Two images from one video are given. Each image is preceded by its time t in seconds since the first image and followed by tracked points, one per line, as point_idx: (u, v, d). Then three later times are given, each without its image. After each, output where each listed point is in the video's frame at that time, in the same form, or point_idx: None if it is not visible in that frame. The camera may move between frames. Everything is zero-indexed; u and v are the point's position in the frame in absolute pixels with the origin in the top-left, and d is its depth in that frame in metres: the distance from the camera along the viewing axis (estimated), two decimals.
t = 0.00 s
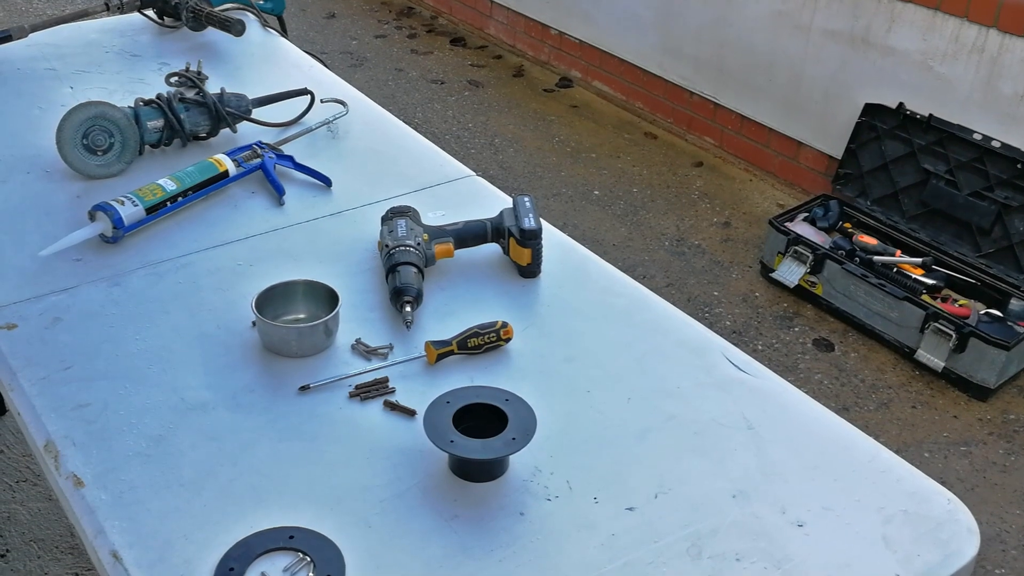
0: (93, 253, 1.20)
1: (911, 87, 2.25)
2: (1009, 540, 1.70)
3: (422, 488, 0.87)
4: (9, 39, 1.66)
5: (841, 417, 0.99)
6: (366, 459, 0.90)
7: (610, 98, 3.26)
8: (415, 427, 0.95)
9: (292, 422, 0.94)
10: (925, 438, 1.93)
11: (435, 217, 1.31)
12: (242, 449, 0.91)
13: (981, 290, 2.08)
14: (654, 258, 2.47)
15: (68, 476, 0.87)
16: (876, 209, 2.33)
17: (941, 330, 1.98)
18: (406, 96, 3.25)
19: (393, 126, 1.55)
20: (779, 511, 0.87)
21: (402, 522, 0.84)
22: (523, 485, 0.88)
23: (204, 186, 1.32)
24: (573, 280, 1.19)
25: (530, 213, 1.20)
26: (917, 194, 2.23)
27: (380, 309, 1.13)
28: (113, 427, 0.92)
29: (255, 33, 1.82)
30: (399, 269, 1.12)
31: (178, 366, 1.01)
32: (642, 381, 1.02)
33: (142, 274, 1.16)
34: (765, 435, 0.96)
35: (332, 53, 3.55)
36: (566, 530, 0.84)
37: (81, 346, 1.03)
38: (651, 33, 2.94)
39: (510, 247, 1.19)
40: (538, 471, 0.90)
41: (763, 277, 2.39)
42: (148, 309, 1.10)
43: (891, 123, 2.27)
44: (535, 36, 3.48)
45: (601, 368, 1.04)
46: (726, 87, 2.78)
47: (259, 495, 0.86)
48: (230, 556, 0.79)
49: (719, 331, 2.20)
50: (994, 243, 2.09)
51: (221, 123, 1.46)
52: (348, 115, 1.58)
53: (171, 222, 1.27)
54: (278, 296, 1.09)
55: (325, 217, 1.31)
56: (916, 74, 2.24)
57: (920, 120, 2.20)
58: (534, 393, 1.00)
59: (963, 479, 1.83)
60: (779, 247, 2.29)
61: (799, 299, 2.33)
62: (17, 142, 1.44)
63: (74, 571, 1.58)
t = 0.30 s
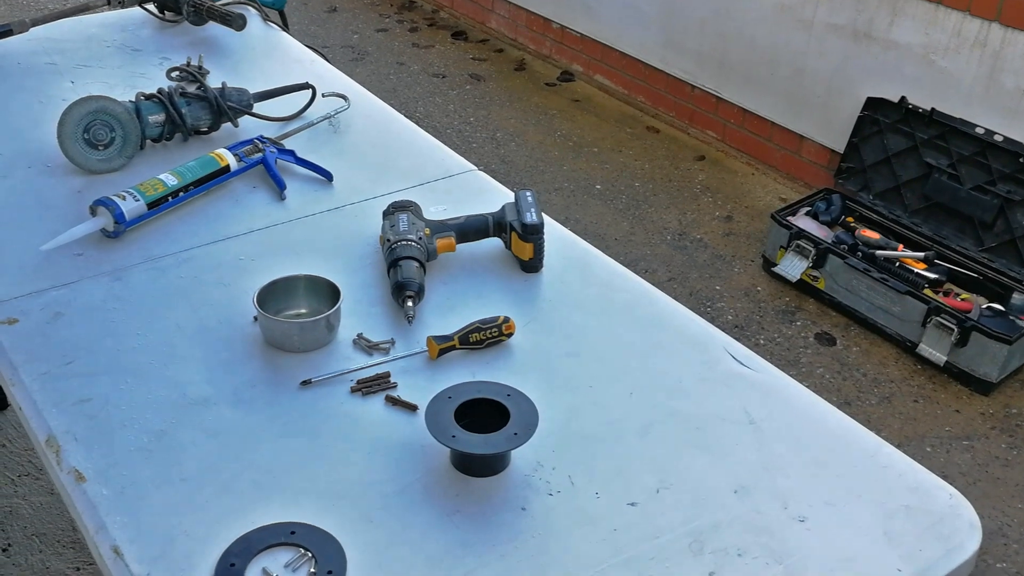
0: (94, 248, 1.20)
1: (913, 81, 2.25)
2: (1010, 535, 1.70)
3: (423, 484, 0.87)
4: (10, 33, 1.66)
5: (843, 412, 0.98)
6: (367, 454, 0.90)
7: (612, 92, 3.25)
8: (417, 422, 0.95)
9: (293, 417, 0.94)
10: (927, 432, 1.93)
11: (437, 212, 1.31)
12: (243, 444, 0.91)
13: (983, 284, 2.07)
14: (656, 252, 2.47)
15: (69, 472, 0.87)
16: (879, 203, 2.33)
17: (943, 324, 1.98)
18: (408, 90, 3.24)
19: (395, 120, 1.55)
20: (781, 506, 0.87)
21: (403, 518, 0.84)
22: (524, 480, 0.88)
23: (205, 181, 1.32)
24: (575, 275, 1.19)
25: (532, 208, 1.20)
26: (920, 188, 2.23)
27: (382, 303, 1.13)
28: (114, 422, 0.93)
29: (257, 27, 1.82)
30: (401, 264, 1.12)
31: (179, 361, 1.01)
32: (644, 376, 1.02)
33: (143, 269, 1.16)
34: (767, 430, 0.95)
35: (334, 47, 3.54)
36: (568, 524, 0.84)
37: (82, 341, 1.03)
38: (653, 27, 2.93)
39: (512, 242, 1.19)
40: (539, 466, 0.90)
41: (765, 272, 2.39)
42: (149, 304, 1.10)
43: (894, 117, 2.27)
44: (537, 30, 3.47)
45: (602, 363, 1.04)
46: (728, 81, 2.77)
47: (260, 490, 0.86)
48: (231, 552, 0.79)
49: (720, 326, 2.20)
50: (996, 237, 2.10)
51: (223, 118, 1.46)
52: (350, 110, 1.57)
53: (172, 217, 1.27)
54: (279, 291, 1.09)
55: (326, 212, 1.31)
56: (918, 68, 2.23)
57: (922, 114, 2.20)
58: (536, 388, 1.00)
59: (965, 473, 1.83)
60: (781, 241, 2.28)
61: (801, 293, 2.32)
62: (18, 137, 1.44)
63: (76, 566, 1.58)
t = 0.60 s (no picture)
0: (93, 245, 1.20)
1: (912, 78, 2.25)
2: (1008, 531, 1.70)
3: (421, 481, 0.87)
4: (8, 29, 1.66)
5: (842, 409, 0.98)
6: (366, 451, 0.90)
7: (611, 88, 3.25)
8: (415, 419, 0.95)
9: (292, 415, 0.94)
10: (925, 429, 1.93)
11: (435, 209, 1.31)
12: (242, 441, 0.91)
13: (981, 281, 2.07)
14: (655, 249, 2.47)
15: (68, 469, 0.87)
16: (877, 200, 2.33)
17: (941, 321, 1.98)
18: (406, 87, 3.24)
19: (393, 117, 1.55)
20: (779, 503, 0.87)
21: (402, 515, 0.84)
22: (523, 477, 0.88)
23: (204, 177, 1.31)
24: (574, 271, 1.19)
25: (530, 205, 1.20)
26: (918, 185, 2.22)
27: (380, 300, 1.13)
28: (113, 420, 0.92)
29: (255, 24, 1.81)
30: (399, 261, 1.12)
31: (178, 358, 1.01)
32: (642, 374, 1.02)
33: (141, 266, 1.16)
34: (766, 427, 0.96)
35: (332, 43, 3.54)
36: (567, 522, 0.84)
37: (81, 338, 1.03)
38: (652, 23, 2.93)
39: (510, 239, 1.19)
40: (538, 463, 0.90)
41: (764, 269, 2.39)
42: (148, 301, 1.10)
43: (892, 113, 2.26)
44: (536, 26, 3.46)
45: (601, 360, 1.04)
46: (727, 78, 2.77)
47: (259, 487, 0.86)
48: (230, 549, 0.79)
49: (719, 323, 2.20)
50: (995, 235, 2.08)
51: (221, 114, 1.46)
52: (348, 106, 1.57)
53: (170, 213, 1.27)
54: (278, 288, 1.09)
55: (325, 209, 1.31)
56: (917, 65, 2.23)
57: (920, 111, 2.18)
58: (535, 385, 1.00)
59: (963, 470, 1.83)
60: (779, 238, 2.29)
61: (799, 290, 2.32)
62: (16, 133, 1.43)
63: (75, 563, 1.58)
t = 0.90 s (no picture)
0: (93, 243, 1.20)
1: (913, 77, 2.25)
2: (1009, 529, 1.71)
3: (422, 479, 0.87)
4: (8, 28, 1.66)
5: (842, 407, 0.98)
6: (366, 449, 0.90)
7: (611, 86, 3.25)
8: (415, 417, 0.95)
9: (292, 412, 0.94)
10: (925, 427, 1.93)
11: (435, 207, 1.31)
12: (242, 439, 0.91)
13: (981, 278, 2.07)
14: (655, 247, 2.47)
15: (68, 467, 0.87)
16: (878, 198, 2.33)
17: (941, 319, 1.98)
18: (407, 85, 3.24)
19: (394, 115, 1.55)
20: (780, 501, 0.87)
21: (402, 513, 0.84)
22: (522, 475, 0.88)
23: (204, 176, 1.31)
24: (574, 269, 1.19)
25: (530, 203, 1.20)
26: (918, 183, 2.22)
27: (381, 298, 1.13)
28: (113, 418, 0.93)
29: (255, 22, 1.81)
30: (399, 259, 1.12)
31: (178, 356, 1.01)
32: (641, 371, 1.02)
33: (141, 264, 1.16)
34: (766, 425, 0.96)
35: (333, 41, 3.53)
36: (567, 520, 0.84)
37: (81, 336, 1.03)
38: (652, 21, 2.92)
39: (510, 237, 1.19)
40: (538, 461, 0.90)
41: (764, 266, 2.39)
42: (148, 300, 1.10)
43: (893, 111, 2.25)
44: (536, 24, 3.46)
45: (601, 358, 1.04)
46: (727, 76, 2.77)
47: (259, 485, 0.86)
48: (230, 547, 0.79)
49: (719, 320, 2.20)
50: (995, 233, 2.08)
51: (221, 112, 1.46)
52: (348, 104, 1.57)
53: (170, 212, 1.27)
54: (278, 286, 1.09)
55: (325, 207, 1.31)
56: (917, 63, 2.23)
57: (921, 109, 2.18)
58: (535, 383, 1.00)
59: (963, 468, 1.84)
60: (780, 236, 2.29)
61: (800, 288, 2.32)
62: (16, 131, 1.43)
63: (76, 561, 1.59)
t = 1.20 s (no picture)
0: (93, 241, 1.20)
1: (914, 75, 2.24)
2: (1010, 528, 1.71)
3: (423, 477, 0.87)
4: (9, 25, 1.66)
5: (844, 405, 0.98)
6: (368, 447, 0.90)
7: (612, 84, 3.24)
8: (417, 415, 0.95)
9: (293, 411, 0.94)
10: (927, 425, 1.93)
11: (437, 205, 1.31)
12: (244, 437, 0.91)
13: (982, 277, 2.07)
14: (656, 245, 2.46)
15: (69, 465, 0.87)
16: (879, 195, 2.32)
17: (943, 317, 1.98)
18: (408, 83, 3.24)
19: (395, 112, 1.55)
20: (781, 499, 0.87)
21: (403, 511, 0.84)
22: (524, 473, 0.88)
23: (205, 174, 1.31)
24: (575, 267, 1.19)
25: (532, 201, 1.20)
26: (919, 181, 2.22)
27: (383, 296, 1.13)
28: (113, 416, 0.92)
29: (256, 20, 1.81)
30: (401, 257, 1.12)
31: (179, 354, 1.01)
32: (643, 369, 1.02)
33: (142, 262, 1.16)
34: (767, 423, 0.96)
35: (334, 39, 3.53)
36: (568, 518, 0.84)
37: (81, 334, 1.03)
38: (653, 19, 2.92)
39: (511, 235, 1.19)
40: (539, 459, 0.90)
41: (765, 264, 2.39)
42: (149, 298, 1.10)
43: (894, 109, 2.25)
44: (538, 22, 3.46)
45: (603, 355, 1.04)
46: (728, 74, 2.76)
47: (260, 484, 0.86)
48: (231, 545, 0.79)
49: (721, 318, 2.20)
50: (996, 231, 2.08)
51: (222, 110, 1.45)
52: (349, 102, 1.57)
53: (171, 210, 1.27)
54: (279, 285, 1.09)
55: (326, 205, 1.31)
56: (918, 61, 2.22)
57: (922, 107, 2.17)
58: (536, 381, 1.00)
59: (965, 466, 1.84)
60: (781, 234, 2.29)
61: (801, 286, 2.32)
62: (16, 129, 1.43)
63: (77, 559, 1.59)
